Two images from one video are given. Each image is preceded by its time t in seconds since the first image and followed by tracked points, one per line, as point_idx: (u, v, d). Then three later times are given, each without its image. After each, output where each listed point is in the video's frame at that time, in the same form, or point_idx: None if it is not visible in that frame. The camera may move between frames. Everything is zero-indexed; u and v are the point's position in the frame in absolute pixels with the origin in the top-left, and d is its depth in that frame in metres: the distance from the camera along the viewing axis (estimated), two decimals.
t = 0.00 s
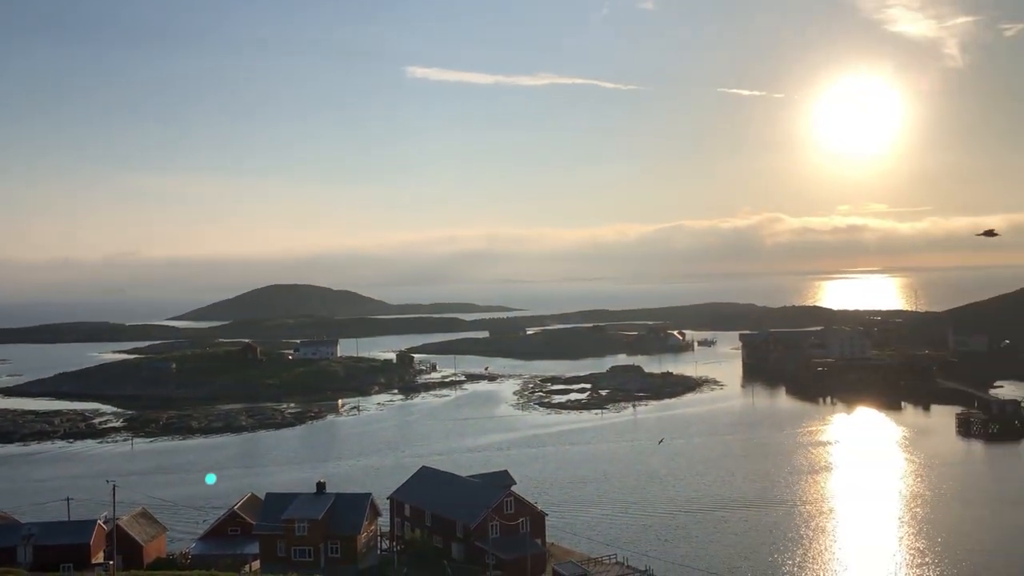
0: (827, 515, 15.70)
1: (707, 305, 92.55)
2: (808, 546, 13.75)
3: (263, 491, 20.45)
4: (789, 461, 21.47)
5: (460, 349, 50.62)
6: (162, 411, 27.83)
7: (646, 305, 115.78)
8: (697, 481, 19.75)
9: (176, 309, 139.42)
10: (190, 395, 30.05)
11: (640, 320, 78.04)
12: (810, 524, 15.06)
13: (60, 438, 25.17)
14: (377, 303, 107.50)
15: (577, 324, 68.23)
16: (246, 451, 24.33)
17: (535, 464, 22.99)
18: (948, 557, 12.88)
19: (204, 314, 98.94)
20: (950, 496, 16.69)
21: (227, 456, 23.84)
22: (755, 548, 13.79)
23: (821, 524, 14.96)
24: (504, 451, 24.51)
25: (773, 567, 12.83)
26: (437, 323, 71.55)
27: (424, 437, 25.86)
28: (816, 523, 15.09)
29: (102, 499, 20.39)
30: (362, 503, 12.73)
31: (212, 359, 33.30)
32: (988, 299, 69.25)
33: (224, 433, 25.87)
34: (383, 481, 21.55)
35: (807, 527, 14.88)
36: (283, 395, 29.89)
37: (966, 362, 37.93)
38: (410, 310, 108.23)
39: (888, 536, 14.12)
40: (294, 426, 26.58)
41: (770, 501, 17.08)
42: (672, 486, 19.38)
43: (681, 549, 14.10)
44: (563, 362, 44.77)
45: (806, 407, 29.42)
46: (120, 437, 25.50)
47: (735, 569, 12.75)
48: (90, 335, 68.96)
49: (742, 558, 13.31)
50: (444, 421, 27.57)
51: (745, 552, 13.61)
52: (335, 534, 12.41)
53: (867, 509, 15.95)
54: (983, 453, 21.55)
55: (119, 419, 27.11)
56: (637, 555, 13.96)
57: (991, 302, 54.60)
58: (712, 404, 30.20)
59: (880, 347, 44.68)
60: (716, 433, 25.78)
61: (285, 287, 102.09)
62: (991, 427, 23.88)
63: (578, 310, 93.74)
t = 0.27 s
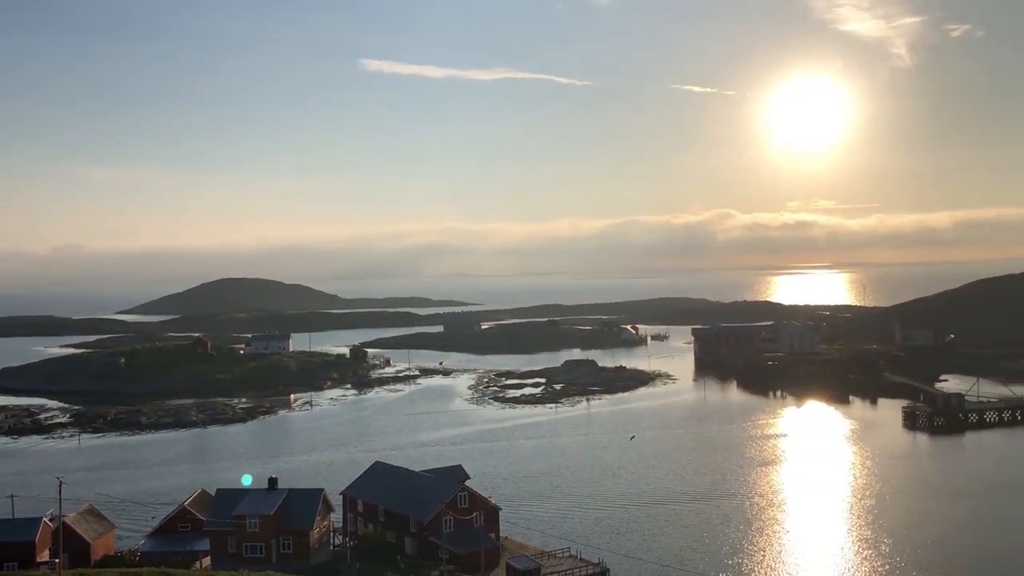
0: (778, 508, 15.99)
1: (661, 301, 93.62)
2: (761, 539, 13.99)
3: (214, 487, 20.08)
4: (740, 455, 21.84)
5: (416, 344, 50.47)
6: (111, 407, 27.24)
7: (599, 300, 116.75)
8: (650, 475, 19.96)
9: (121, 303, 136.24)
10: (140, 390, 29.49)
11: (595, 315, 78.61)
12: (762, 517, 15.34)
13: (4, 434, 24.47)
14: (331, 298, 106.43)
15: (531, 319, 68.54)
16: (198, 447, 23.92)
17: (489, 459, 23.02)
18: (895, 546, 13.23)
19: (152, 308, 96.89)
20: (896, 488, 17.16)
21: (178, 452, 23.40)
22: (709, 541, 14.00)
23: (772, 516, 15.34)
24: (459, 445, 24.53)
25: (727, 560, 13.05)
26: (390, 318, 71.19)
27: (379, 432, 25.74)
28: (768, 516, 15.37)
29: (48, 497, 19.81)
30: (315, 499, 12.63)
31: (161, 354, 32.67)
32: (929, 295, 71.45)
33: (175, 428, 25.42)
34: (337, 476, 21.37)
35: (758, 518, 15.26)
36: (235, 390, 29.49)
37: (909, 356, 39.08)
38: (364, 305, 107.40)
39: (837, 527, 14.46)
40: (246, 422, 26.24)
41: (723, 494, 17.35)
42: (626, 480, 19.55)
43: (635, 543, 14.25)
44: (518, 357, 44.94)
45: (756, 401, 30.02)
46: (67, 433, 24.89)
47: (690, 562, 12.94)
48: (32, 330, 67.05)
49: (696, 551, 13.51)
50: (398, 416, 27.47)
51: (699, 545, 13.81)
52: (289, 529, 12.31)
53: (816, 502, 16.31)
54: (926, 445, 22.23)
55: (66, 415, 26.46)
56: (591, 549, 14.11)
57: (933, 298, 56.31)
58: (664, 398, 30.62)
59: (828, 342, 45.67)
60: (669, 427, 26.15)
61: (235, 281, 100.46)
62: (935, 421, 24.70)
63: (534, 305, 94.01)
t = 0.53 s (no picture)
0: (732, 501, 16.31)
1: (617, 296, 94.39)
2: (715, 532, 14.27)
3: (169, 484, 19.80)
4: (696, 449, 22.20)
5: (373, 340, 50.23)
6: (61, 403, 26.65)
7: (557, 295, 117.26)
8: (607, 470, 20.20)
9: (68, 297, 132.82)
10: (91, 386, 28.90)
11: (554, 310, 79.03)
12: (716, 511, 15.63)
13: None
14: (287, 293, 105.17)
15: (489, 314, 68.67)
16: (152, 443, 23.54)
17: (447, 454, 23.07)
18: (843, 537, 13.61)
19: (102, 303, 94.69)
20: (845, 481, 17.62)
21: (131, 449, 23.00)
22: (664, 534, 14.24)
23: (725, 509, 15.65)
24: (417, 441, 24.53)
25: (681, 552, 13.29)
26: (348, 313, 70.68)
27: (336, 428, 25.61)
28: (722, 509, 15.66)
29: None
30: (271, 495, 12.56)
31: (112, 349, 32.05)
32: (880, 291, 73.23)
33: (127, 425, 24.97)
34: (294, 471, 21.22)
35: (711, 512, 15.56)
36: (190, 387, 29.07)
37: (860, 350, 40.04)
38: (321, 300, 106.39)
39: (788, 520, 14.81)
40: (200, 418, 25.89)
41: (677, 488, 17.64)
42: (583, 475, 19.75)
43: (592, 537, 14.44)
44: (476, 353, 45.02)
45: (712, 396, 30.53)
46: (15, 430, 24.28)
47: (645, 556, 13.14)
48: None
49: (652, 544, 13.73)
50: (356, 412, 27.36)
51: (654, 539, 14.03)
52: (245, 526, 12.23)
53: (768, 495, 16.66)
54: (875, 439, 22.85)
55: (15, 412, 25.83)
56: (548, 543, 14.24)
57: (883, 294, 57.73)
58: (621, 393, 30.98)
59: (781, 337, 46.61)
60: (626, 422, 26.48)
61: (189, 275, 98.74)
62: (885, 414, 25.44)
63: (492, 301, 94.13)
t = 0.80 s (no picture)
0: (687, 495, 16.61)
1: (575, 292, 94.95)
2: (671, 526, 14.53)
3: (122, 480, 19.48)
4: (652, 443, 22.54)
5: (330, 335, 49.86)
6: (9, 399, 26.01)
7: (515, 290, 117.45)
8: (564, 465, 20.39)
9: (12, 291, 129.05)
10: (41, 381, 28.25)
11: (512, 306, 79.25)
12: (671, 505, 15.93)
13: None
14: (241, 287, 103.65)
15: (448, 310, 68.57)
16: (104, 439, 23.12)
17: (405, 450, 23.08)
18: (794, 530, 13.95)
19: (49, 297, 92.28)
20: (797, 475, 18.08)
21: (82, 445, 22.56)
22: (622, 529, 14.46)
23: (680, 503, 15.95)
24: (375, 436, 24.49)
25: (639, 546, 13.50)
26: (304, 308, 69.97)
27: (293, 423, 25.43)
28: (677, 503, 15.95)
29: None
30: (226, 491, 12.50)
31: (61, 343, 31.37)
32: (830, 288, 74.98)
33: (79, 420, 24.48)
34: (250, 467, 21.03)
35: (666, 506, 15.85)
36: (143, 382, 28.59)
37: (812, 346, 40.95)
38: (276, 295, 105.07)
39: (741, 514, 15.13)
40: (154, 414, 25.50)
41: (633, 483, 17.91)
42: (541, 470, 19.94)
43: (550, 532, 14.59)
44: (434, 348, 44.98)
45: (668, 391, 30.98)
46: None
47: (603, 550, 13.33)
48: None
49: (609, 538, 13.93)
50: (313, 408, 27.21)
51: (611, 533, 14.25)
52: (200, 523, 12.16)
53: (722, 489, 17.01)
54: (827, 433, 23.42)
55: None
56: (506, 538, 14.38)
57: (834, 291, 59.10)
58: (579, 388, 31.28)
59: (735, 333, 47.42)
60: (583, 416, 26.76)
61: (140, 270, 96.76)
62: (838, 409, 26.17)
63: (450, 296, 93.98)
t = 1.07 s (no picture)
0: (642, 491, 16.92)
1: (532, 288, 95.28)
2: (626, 521, 14.79)
3: (71, 478, 19.13)
4: (609, 439, 22.85)
5: (285, 331, 49.39)
6: None
7: (473, 286, 117.48)
8: (521, 461, 20.58)
9: None
10: None
11: (469, 302, 79.33)
12: (626, 500, 16.21)
13: None
14: (194, 282, 101.88)
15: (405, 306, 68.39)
16: (53, 435, 22.65)
17: (362, 446, 23.05)
18: (746, 525, 14.31)
19: None
20: (749, 470, 18.51)
21: (31, 442, 22.08)
22: (578, 524, 14.69)
23: (634, 499, 16.24)
24: (332, 433, 24.40)
25: (595, 541, 13.74)
26: (259, 304, 69.11)
27: (248, 420, 25.21)
28: (632, 499, 16.22)
29: None
30: (179, 488, 12.39)
31: (8, 338, 30.61)
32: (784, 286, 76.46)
33: (27, 417, 23.94)
34: (205, 464, 20.82)
35: (622, 501, 16.12)
36: (93, 378, 28.06)
37: (765, 343, 41.80)
38: (229, 290, 103.51)
39: (695, 509, 15.44)
40: (105, 410, 25.05)
41: (589, 478, 18.17)
42: (498, 466, 20.11)
43: (507, 528, 14.77)
44: (391, 344, 44.85)
45: (624, 387, 31.39)
46: None
47: (560, 545, 13.56)
48: None
49: (566, 534, 14.15)
50: (268, 404, 27.00)
51: (567, 528, 14.47)
52: (153, 520, 12.06)
53: (675, 484, 17.34)
54: (779, 429, 23.98)
55: None
56: (462, 534, 14.51)
57: (788, 289, 60.35)
58: (536, 384, 31.52)
59: (690, 330, 48.17)
60: (540, 412, 27.01)
61: (88, 263, 94.51)
62: (791, 405, 26.81)
63: (407, 292, 93.66)
